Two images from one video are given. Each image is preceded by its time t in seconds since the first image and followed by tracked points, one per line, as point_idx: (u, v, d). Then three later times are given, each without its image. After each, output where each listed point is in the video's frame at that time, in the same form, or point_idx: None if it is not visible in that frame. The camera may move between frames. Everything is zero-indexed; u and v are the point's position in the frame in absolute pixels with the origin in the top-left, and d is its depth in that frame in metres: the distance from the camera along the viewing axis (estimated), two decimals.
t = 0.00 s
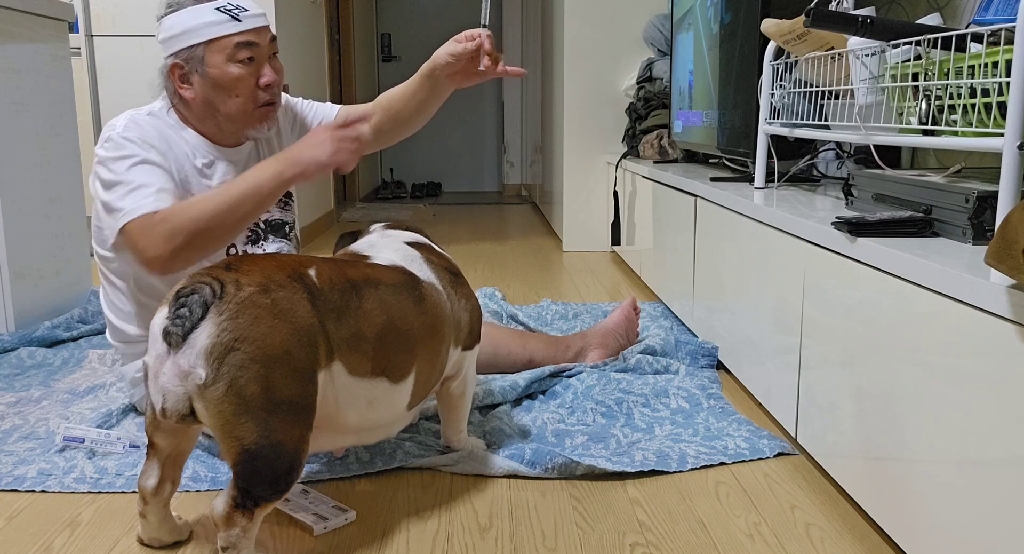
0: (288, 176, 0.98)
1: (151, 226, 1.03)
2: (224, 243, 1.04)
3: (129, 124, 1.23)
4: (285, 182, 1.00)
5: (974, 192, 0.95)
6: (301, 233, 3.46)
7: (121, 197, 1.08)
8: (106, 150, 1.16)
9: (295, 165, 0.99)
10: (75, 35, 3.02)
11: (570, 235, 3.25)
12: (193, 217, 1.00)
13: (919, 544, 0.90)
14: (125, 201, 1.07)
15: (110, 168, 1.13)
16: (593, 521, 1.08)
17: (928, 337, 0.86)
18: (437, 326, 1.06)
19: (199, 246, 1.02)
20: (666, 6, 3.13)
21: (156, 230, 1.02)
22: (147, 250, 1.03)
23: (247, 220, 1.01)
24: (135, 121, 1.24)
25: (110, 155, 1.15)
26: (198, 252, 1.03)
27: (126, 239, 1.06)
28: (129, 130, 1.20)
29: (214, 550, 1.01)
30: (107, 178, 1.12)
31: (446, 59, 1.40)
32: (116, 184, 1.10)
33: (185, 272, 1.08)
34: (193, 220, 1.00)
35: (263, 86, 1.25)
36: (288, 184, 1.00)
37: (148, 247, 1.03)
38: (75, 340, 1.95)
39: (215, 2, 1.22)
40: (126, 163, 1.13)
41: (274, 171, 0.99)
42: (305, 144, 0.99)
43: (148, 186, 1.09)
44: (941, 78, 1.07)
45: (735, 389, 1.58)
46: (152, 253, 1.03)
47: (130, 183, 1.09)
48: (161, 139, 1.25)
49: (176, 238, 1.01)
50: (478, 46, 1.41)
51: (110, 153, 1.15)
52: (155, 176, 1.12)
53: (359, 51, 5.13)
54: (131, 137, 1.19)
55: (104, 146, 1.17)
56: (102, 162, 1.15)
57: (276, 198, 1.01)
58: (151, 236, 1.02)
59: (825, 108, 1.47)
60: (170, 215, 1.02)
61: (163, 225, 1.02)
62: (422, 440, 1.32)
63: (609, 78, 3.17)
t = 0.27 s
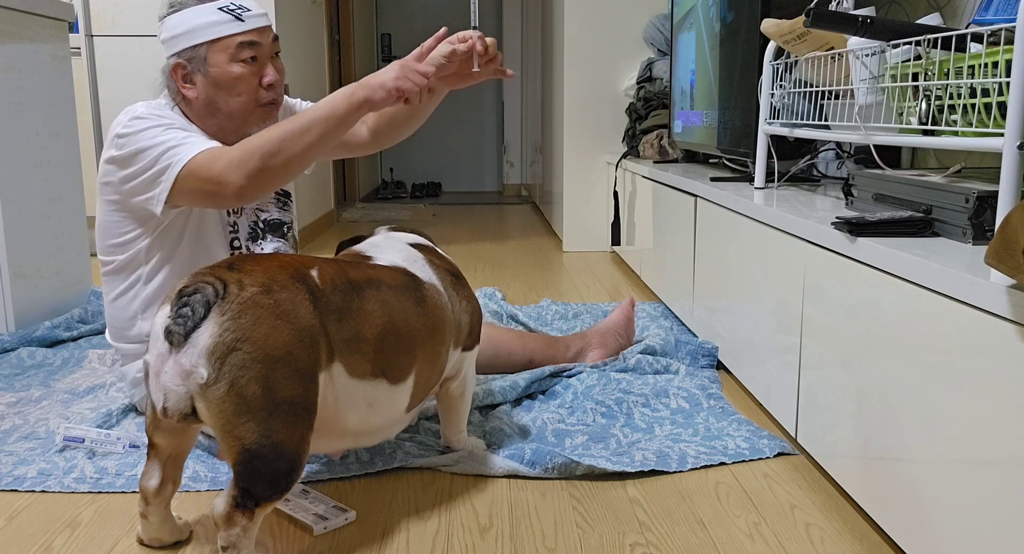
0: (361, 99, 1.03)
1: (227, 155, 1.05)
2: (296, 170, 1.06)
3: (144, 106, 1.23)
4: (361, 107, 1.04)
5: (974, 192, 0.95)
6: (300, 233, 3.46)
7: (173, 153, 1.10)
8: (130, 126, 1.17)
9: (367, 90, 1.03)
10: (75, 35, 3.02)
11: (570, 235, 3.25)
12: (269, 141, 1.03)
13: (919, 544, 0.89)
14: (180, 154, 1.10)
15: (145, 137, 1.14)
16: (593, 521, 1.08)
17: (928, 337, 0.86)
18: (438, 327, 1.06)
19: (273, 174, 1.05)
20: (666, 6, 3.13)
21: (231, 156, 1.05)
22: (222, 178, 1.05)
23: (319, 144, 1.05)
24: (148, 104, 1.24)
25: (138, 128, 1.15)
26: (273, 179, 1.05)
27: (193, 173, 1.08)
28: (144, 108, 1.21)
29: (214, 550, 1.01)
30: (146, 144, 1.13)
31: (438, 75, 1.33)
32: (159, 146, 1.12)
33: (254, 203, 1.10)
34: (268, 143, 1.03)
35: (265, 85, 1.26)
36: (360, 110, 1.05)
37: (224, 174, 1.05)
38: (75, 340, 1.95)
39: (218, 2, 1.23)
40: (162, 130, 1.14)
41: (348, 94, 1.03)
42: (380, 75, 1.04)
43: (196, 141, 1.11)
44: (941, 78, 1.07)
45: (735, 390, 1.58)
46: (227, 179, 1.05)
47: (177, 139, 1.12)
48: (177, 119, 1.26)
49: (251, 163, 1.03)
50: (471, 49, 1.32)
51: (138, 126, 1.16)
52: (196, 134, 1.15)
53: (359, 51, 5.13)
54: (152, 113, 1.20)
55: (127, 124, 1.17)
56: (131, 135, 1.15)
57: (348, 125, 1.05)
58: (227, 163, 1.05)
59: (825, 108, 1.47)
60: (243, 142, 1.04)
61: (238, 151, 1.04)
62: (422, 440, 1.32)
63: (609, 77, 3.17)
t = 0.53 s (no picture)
0: (370, 89, 1.04)
1: (233, 142, 1.05)
2: (301, 159, 1.07)
3: (148, 101, 1.23)
4: (369, 98, 1.06)
5: (974, 192, 0.95)
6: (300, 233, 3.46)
7: (178, 144, 1.10)
8: (134, 120, 1.16)
9: (375, 81, 1.05)
10: (75, 35, 3.02)
11: (570, 235, 3.25)
12: (277, 129, 1.03)
13: (919, 545, 0.89)
14: (184, 146, 1.09)
15: (149, 130, 1.14)
16: (593, 521, 1.08)
17: (929, 337, 0.86)
18: (439, 328, 1.06)
19: (279, 162, 1.05)
20: (666, 6, 3.13)
21: (238, 143, 1.05)
22: (228, 165, 1.05)
23: (326, 133, 1.05)
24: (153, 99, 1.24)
25: (143, 121, 1.15)
26: (280, 168, 1.06)
27: (198, 162, 1.08)
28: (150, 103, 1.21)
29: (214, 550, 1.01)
30: (151, 137, 1.12)
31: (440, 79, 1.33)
32: (164, 138, 1.11)
33: (259, 192, 1.10)
34: (275, 131, 1.03)
35: (268, 86, 1.26)
36: (368, 101, 1.06)
37: (231, 160, 1.05)
38: (75, 340, 1.95)
39: (223, 2, 1.23)
40: (167, 123, 1.14)
41: (357, 85, 1.04)
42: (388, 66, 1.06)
43: (201, 132, 1.11)
44: (941, 78, 1.07)
45: (735, 390, 1.58)
46: (234, 166, 1.05)
47: (182, 130, 1.11)
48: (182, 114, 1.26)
49: (258, 151, 1.04)
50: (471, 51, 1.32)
51: (142, 120, 1.16)
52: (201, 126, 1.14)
53: (359, 51, 5.13)
54: (156, 108, 1.20)
55: (131, 118, 1.17)
56: (136, 129, 1.15)
57: (355, 115, 1.06)
58: (234, 149, 1.05)
59: (825, 108, 1.47)
60: (250, 130, 1.05)
61: (245, 139, 1.04)
62: (422, 440, 1.32)
63: (609, 77, 3.17)
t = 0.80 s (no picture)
0: (366, 100, 1.03)
1: (229, 147, 1.05)
2: (297, 166, 1.07)
3: (149, 103, 1.23)
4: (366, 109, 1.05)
5: (974, 192, 0.95)
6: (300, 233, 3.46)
7: (175, 146, 1.10)
8: (134, 121, 1.17)
9: (372, 92, 1.04)
10: (75, 35, 3.02)
11: (570, 235, 3.25)
12: (273, 136, 1.03)
13: (919, 545, 0.89)
14: (181, 148, 1.09)
15: (148, 131, 1.14)
16: (593, 521, 1.08)
17: (929, 337, 0.86)
18: (441, 329, 1.06)
19: (275, 168, 1.05)
20: (666, 6, 3.13)
21: (233, 148, 1.05)
22: (223, 170, 1.05)
23: (321, 142, 1.05)
24: (154, 101, 1.24)
25: (142, 122, 1.15)
26: (275, 174, 1.06)
27: (195, 165, 1.08)
28: (151, 104, 1.22)
29: (214, 550, 1.01)
30: (149, 138, 1.13)
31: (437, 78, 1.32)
32: (161, 139, 1.11)
33: (253, 198, 1.10)
34: (271, 138, 1.03)
35: (241, 87, 1.28)
36: (365, 111, 1.05)
37: (226, 166, 1.05)
38: (75, 340, 1.95)
39: (216, 2, 1.28)
40: (165, 125, 1.14)
41: (354, 96, 1.04)
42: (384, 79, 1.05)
43: (199, 134, 1.11)
44: (941, 78, 1.07)
45: (735, 390, 1.58)
46: (228, 171, 1.05)
47: (179, 133, 1.11)
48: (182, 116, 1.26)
49: (253, 157, 1.04)
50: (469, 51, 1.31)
51: (141, 121, 1.16)
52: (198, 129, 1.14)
53: (359, 51, 5.12)
54: (157, 109, 1.20)
55: (131, 119, 1.17)
56: (135, 130, 1.15)
57: (352, 125, 1.06)
58: (229, 154, 1.05)
59: (825, 108, 1.47)
60: (246, 136, 1.05)
61: (240, 144, 1.04)
62: (422, 440, 1.32)
63: (609, 77, 3.17)
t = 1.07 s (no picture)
0: (362, 74, 1.02)
1: (231, 136, 1.05)
2: (301, 150, 1.06)
3: (149, 100, 1.23)
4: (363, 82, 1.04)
5: (974, 192, 0.95)
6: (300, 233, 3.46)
7: (176, 141, 1.10)
8: (134, 117, 1.17)
9: (366, 64, 1.03)
10: (75, 35, 3.02)
11: (570, 235, 3.25)
12: (273, 121, 1.02)
13: (920, 545, 0.89)
14: (182, 142, 1.09)
15: (149, 126, 1.14)
16: (594, 522, 1.08)
17: (929, 337, 0.86)
18: (442, 330, 1.06)
19: (279, 153, 1.04)
20: (666, 6, 3.13)
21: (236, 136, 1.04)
22: (227, 159, 1.05)
23: (323, 122, 1.04)
24: (154, 98, 1.25)
25: (142, 119, 1.15)
26: (280, 160, 1.05)
27: (198, 157, 1.07)
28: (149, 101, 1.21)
29: (214, 549, 1.01)
30: (150, 134, 1.13)
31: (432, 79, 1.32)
32: (163, 134, 1.11)
33: (260, 183, 1.10)
34: (272, 122, 1.02)
35: (236, 87, 1.29)
36: (360, 85, 1.04)
37: (230, 155, 1.05)
38: (75, 340, 1.95)
39: (212, 2, 1.28)
40: (166, 120, 1.14)
41: (349, 70, 1.02)
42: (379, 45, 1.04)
43: (200, 128, 1.11)
44: (941, 78, 1.07)
45: (735, 390, 1.58)
46: (233, 159, 1.05)
47: (180, 127, 1.11)
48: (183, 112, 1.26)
49: (256, 144, 1.03)
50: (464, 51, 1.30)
51: (141, 117, 1.16)
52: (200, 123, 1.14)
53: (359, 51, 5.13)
54: (157, 106, 1.20)
55: (131, 115, 1.17)
56: (136, 126, 1.15)
57: (351, 101, 1.04)
58: (232, 143, 1.04)
59: (825, 108, 1.47)
60: (247, 122, 1.04)
61: (242, 131, 1.04)
62: (423, 440, 1.32)
63: (609, 77, 3.17)
